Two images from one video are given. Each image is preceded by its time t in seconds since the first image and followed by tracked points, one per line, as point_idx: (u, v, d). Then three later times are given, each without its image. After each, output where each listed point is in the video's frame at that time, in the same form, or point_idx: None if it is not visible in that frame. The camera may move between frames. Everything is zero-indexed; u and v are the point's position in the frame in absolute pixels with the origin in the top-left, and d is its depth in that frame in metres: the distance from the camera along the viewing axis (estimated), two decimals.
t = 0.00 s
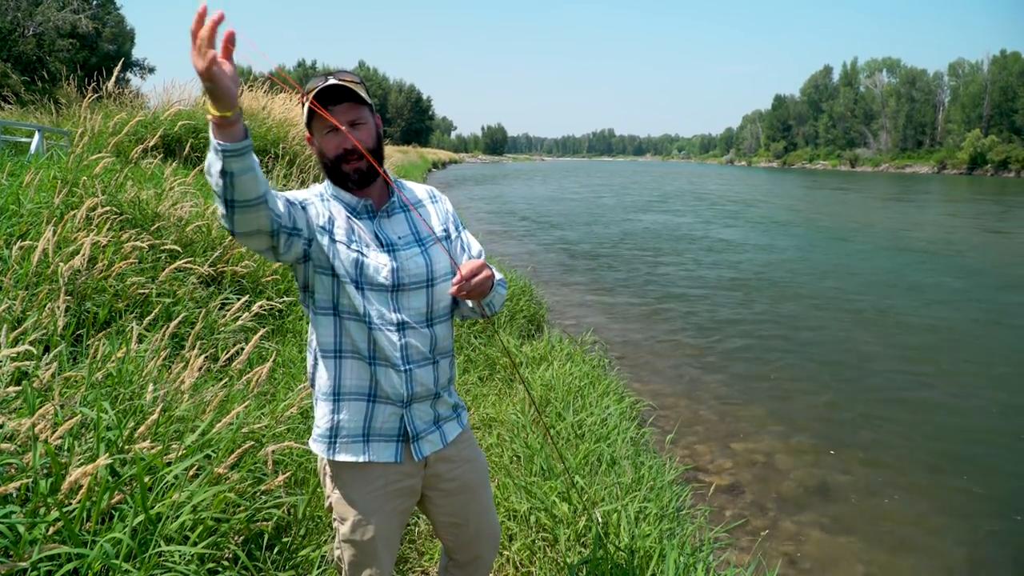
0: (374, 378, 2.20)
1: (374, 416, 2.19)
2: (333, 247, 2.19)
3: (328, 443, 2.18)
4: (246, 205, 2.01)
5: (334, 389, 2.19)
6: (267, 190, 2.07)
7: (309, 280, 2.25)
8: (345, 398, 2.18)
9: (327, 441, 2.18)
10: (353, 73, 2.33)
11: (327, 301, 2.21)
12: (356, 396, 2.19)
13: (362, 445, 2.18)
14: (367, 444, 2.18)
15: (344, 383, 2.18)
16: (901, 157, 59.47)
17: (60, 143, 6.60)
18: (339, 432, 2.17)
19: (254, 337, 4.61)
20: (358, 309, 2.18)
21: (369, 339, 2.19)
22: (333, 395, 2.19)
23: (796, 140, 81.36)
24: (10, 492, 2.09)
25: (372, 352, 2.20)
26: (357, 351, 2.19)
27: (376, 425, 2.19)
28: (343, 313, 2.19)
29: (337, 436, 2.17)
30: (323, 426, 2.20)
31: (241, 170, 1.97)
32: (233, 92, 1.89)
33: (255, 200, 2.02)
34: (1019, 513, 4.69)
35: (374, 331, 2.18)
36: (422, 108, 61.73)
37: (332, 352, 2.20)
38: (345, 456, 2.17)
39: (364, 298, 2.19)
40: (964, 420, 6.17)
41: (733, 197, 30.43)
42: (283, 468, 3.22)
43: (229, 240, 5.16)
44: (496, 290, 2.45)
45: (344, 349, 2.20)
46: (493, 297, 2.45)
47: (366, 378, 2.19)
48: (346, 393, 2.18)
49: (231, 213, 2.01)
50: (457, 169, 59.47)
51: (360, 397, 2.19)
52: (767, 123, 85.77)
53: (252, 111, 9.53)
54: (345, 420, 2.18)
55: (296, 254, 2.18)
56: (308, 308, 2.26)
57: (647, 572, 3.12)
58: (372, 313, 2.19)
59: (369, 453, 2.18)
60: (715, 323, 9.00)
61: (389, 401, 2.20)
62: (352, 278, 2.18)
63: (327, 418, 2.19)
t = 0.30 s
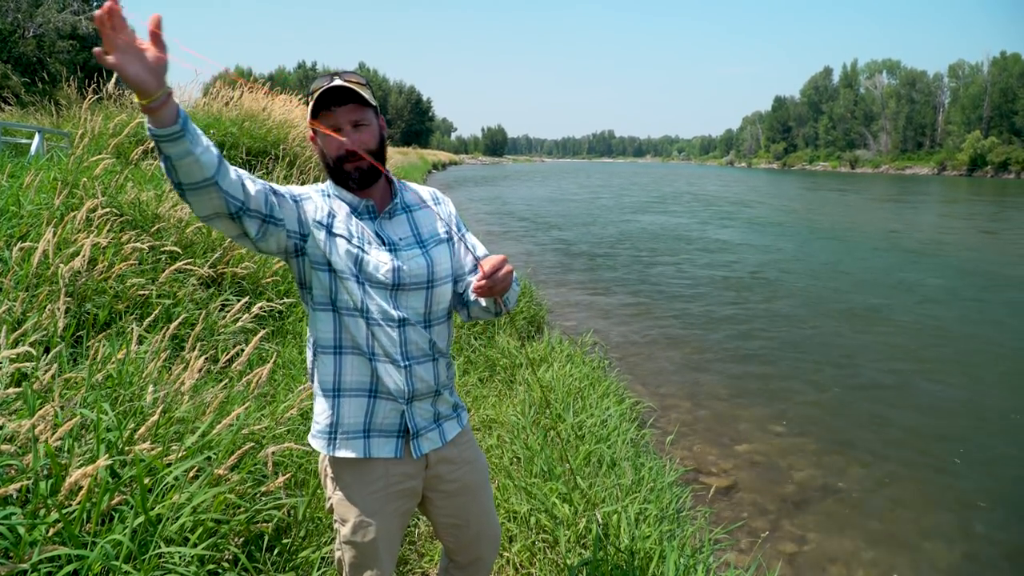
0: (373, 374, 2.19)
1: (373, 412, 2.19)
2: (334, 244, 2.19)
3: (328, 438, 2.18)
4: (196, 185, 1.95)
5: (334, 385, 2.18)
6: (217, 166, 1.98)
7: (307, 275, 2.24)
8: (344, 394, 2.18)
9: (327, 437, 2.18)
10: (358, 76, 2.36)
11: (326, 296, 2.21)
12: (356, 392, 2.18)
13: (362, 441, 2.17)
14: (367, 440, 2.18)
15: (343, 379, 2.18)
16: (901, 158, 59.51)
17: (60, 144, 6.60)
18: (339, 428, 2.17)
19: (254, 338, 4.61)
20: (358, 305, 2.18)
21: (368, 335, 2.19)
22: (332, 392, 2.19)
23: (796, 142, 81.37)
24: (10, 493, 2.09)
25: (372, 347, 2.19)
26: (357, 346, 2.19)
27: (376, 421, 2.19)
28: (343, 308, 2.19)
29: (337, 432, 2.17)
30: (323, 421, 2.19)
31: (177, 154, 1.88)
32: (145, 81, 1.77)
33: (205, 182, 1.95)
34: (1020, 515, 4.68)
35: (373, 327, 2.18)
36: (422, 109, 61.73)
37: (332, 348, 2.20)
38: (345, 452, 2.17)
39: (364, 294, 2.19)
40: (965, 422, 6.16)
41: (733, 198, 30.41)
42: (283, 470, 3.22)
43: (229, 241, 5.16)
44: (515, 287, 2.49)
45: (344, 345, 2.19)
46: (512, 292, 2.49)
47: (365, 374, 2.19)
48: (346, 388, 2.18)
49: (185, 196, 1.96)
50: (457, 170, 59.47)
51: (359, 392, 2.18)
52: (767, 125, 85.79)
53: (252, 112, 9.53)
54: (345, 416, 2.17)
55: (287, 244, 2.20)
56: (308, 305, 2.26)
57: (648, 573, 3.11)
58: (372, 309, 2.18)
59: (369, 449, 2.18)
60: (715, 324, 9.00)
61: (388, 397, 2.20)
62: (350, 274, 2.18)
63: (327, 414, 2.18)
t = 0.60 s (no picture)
0: (373, 377, 2.19)
1: (373, 415, 2.19)
2: (332, 248, 2.20)
3: (328, 443, 2.19)
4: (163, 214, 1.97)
5: (333, 389, 2.19)
6: (185, 196, 1.98)
7: (305, 281, 2.25)
8: (343, 398, 2.18)
9: (327, 442, 2.19)
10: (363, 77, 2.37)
11: (322, 300, 2.21)
12: (354, 396, 2.18)
13: (362, 444, 2.18)
14: (368, 443, 2.18)
15: (342, 383, 2.18)
16: (901, 160, 59.51)
17: (59, 145, 6.59)
18: (339, 432, 2.17)
19: (254, 340, 4.61)
20: (357, 309, 2.18)
21: (367, 338, 2.19)
22: (331, 396, 2.19)
23: (796, 143, 81.38)
24: (9, 495, 2.09)
25: (370, 351, 2.19)
26: (355, 349, 2.19)
27: (377, 424, 2.19)
28: (341, 312, 2.19)
29: (337, 436, 2.17)
30: (324, 426, 2.20)
31: (139, 189, 1.88)
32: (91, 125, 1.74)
33: (172, 214, 1.97)
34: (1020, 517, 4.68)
35: (372, 330, 2.19)
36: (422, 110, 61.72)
37: (329, 352, 2.20)
38: (345, 456, 2.17)
39: (363, 296, 2.19)
40: (965, 424, 6.16)
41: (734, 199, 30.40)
42: (283, 471, 3.22)
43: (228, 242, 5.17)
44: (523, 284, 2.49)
45: (342, 349, 2.20)
46: (521, 290, 2.50)
47: (364, 378, 2.19)
48: (345, 392, 2.19)
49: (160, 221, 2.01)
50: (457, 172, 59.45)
51: (358, 396, 2.19)
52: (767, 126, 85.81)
53: (252, 114, 9.53)
54: (345, 421, 2.18)
55: (277, 250, 2.22)
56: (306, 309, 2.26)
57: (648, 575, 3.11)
58: (371, 312, 2.19)
59: (369, 453, 2.18)
60: (715, 326, 9.00)
61: (388, 400, 2.20)
62: (349, 276, 2.19)
63: (327, 419, 2.19)
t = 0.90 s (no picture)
0: (370, 397, 2.18)
1: (373, 435, 2.19)
2: (324, 268, 2.20)
3: (328, 466, 2.18)
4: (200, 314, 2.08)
5: (330, 413, 2.19)
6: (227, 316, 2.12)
7: (299, 302, 2.26)
8: (341, 420, 2.18)
9: (327, 465, 2.18)
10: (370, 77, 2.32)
11: (317, 323, 2.20)
12: (353, 417, 2.19)
13: (362, 464, 2.18)
14: (369, 463, 2.18)
15: (340, 405, 2.19)
16: (900, 161, 59.54)
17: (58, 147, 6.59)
18: (339, 455, 2.18)
19: (254, 341, 4.61)
20: (353, 327, 2.17)
21: (363, 357, 2.18)
22: (330, 419, 2.19)
23: (795, 144, 81.38)
24: (9, 496, 2.09)
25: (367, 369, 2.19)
26: (351, 371, 2.18)
27: (376, 443, 2.19)
28: (335, 335, 2.18)
29: (337, 460, 2.17)
30: (321, 452, 2.19)
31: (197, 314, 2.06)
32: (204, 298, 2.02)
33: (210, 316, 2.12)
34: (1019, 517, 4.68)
35: (369, 346, 2.18)
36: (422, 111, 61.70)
37: (325, 377, 2.20)
38: (346, 477, 2.18)
39: (359, 313, 2.19)
40: (965, 425, 6.16)
41: (733, 200, 30.36)
42: (283, 472, 3.23)
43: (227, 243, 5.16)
44: (507, 289, 2.48)
45: (336, 373, 2.19)
46: (506, 296, 2.48)
47: (361, 398, 2.19)
48: (342, 414, 2.19)
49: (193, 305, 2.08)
50: (457, 173, 59.45)
51: (357, 417, 2.18)
52: (767, 127, 85.81)
53: (251, 115, 9.51)
54: (344, 444, 2.18)
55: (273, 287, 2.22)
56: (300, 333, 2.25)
57: None
58: (369, 328, 2.18)
59: (370, 472, 2.18)
60: (714, 326, 8.99)
61: (388, 417, 2.20)
62: (344, 296, 2.18)
63: (326, 442, 2.18)
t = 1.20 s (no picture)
0: (375, 402, 2.18)
1: (377, 441, 2.18)
2: (325, 278, 2.20)
3: (335, 473, 2.19)
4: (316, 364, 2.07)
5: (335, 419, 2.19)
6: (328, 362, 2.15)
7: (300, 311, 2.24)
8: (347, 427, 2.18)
9: (334, 471, 2.19)
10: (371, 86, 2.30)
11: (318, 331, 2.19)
12: (357, 424, 2.18)
13: (369, 470, 2.18)
14: (376, 468, 2.18)
15: (344, 412, 2.18)
16: (900, 162, 59.45)
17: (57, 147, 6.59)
18: (345, 461, 2.18)
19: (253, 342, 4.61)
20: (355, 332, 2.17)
21: (366, 363, 2.17)
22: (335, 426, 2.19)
23: (795, 145, 81.42)
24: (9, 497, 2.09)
25: (370, 375, 2.18)
26: (353, 378, 2.17)
27: (381, 448, 2.19)
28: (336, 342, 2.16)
29: (344, 466, 2.18)
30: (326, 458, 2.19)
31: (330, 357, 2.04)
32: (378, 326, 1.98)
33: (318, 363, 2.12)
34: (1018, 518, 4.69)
35: (371, 350, 2.18)
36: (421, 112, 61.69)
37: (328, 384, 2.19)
38: (352, 483, 2.18)
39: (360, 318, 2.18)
40: (965, 426, 6.16)
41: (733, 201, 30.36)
42: (282, 473, 3.23)
43: (227, 244, 5.16)
44: (487, 293, 2.35)
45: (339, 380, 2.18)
46: (487, 300, 2.36)
47: (365, 404, 2.17)
48: (347, 420, 2.19)
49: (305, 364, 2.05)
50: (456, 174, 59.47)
51: (361, 423, 2.18)
52: (766, 128, 85.84)
53: (251, 116, 9.51)
54: (350, 451, 2.18)
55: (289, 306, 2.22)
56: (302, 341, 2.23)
57: None
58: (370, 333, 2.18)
59: (377, 477, 2.19)
60: (714, 327, 8.99)
61: (392, 421, 2.20)
62: (346, 299, 2.20)
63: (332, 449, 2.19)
